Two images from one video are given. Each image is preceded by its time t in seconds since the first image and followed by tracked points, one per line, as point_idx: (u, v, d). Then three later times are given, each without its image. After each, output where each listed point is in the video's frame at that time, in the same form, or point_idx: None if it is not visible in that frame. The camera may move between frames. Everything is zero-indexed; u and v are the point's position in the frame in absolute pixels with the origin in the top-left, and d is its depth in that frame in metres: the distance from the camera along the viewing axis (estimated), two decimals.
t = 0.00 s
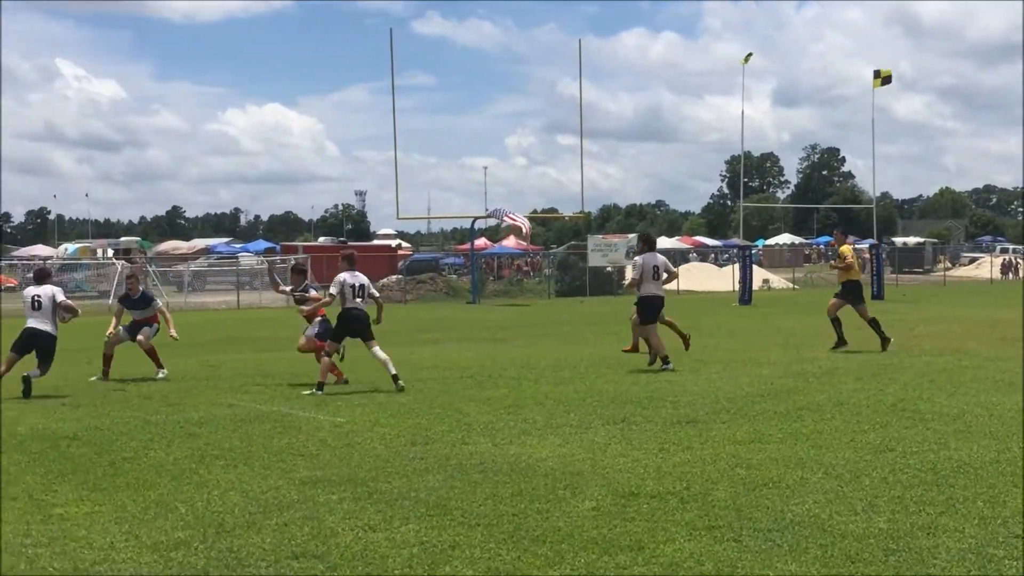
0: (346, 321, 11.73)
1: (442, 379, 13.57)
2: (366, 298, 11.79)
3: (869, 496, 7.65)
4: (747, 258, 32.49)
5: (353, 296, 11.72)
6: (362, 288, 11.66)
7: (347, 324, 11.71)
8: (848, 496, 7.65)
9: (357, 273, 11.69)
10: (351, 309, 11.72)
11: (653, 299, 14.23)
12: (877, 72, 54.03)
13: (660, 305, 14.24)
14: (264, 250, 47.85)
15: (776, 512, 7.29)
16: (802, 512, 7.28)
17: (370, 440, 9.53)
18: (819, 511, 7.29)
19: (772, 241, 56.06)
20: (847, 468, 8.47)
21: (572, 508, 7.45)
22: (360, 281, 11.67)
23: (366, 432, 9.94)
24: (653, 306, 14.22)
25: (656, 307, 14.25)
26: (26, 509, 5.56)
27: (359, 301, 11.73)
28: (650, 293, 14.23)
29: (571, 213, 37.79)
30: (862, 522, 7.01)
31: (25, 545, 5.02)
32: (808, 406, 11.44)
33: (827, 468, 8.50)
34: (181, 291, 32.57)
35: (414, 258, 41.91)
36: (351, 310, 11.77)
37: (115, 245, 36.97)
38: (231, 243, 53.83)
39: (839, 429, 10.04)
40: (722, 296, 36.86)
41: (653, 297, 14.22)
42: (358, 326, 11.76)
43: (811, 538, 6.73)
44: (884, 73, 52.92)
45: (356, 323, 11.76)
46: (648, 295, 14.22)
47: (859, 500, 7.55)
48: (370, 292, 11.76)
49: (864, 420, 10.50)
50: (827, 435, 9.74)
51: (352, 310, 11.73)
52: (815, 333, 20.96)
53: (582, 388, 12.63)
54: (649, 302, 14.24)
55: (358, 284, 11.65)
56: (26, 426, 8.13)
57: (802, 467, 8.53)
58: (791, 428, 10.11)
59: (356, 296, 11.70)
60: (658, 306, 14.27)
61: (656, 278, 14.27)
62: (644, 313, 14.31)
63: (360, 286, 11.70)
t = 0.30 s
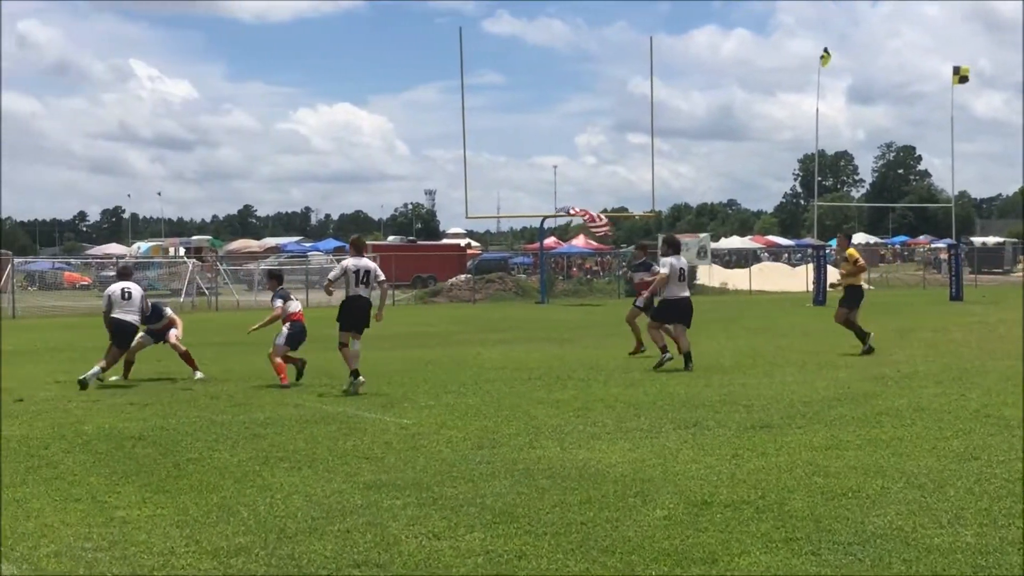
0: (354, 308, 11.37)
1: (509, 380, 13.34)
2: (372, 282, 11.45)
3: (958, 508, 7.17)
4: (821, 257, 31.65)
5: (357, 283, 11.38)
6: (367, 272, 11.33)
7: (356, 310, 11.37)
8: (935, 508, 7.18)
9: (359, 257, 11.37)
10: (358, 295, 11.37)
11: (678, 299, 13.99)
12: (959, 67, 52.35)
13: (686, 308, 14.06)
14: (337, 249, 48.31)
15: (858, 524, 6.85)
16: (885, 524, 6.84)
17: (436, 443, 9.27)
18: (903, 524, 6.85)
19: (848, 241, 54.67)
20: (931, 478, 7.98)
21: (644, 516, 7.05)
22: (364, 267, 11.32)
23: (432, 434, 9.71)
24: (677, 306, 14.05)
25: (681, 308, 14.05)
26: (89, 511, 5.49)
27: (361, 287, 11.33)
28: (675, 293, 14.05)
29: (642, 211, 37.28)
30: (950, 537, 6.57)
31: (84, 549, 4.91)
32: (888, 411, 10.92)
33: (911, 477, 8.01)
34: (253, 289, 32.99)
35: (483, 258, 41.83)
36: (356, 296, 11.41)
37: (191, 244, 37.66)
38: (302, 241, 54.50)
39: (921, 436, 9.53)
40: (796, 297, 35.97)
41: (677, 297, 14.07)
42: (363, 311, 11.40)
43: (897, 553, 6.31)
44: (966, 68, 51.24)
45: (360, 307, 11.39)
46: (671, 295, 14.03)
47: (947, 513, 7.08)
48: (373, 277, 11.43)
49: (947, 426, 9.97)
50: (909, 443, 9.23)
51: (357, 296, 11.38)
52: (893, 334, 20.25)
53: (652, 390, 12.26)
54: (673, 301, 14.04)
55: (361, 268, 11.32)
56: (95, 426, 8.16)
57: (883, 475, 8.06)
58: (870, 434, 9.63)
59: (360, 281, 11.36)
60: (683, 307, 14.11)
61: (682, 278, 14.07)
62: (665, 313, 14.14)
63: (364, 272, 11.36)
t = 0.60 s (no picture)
0: (336, 328, 11.35)
1: (551, 384, 13.17)
2: (355, 304, 11.42)
3: (1010, 521, 6.91)
4: (867, 260, 31.06)
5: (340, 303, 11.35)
6: (352, 295, 11.32)
7: (338, 330, 11.34)
8: (986, 520, 6.93)
9: (345, 280, 11.35)
10: (343, 315, 11.35)
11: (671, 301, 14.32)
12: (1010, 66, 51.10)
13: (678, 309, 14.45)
14: (379, 250, 48.53)
15: (905, 535, 6.62)
16: (933, 536, 6.61)
17: (474, 449, 9.10)
18: (952, 536, 6.61)
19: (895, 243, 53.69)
20: (981, 488, 7.72)
21: (683, 526, 6.87)
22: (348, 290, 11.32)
23: (470, 439, 9.54)
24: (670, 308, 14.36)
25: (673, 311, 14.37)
26: (123, 517, 5.48)
27: (346, 309, 11.30)
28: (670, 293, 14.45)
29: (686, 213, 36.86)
30: (1002, 552, 6.34)
31: (117, 557, 4.89)
32: (935, 417, 10.61)
33: (959, 486, 7.75)
34: (296, 290, 33.25)
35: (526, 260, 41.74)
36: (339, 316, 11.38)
37: (235, 246, 38.09)
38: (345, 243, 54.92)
39: (969, 444, 9.24)
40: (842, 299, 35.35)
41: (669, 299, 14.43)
42: (345, 331, 11.37)
43: (947, 569, 6.08)
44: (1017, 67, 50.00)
45: (342, 328, 11.37)
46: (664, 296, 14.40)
47: (997, 525, 6.84)
48: (358, 300, 11.39)
49: (997, 433, 9.66)
50: (958, 451, 8.94)
51: (340, 317, 11.35)
52: (942, 337, 19.74)
53: (694, 394, 12.07)
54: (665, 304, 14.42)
55: (346, 291, 11.32)
56: (134, 429, 8.22)
57: (931, 485, 7.80)
58: (918, 441, 9.36)
59: (344, 304, 11.31)
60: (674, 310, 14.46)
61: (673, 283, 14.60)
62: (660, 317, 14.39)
63: (348, 294, 11.34)
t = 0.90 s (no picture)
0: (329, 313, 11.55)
1: (585, 388, 13.06)
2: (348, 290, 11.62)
3: None
4: (908, 263, 30.55)
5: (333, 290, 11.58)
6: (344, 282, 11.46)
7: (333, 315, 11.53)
8: None
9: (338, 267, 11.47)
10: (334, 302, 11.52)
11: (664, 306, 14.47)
12: None
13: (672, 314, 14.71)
14: (416, 253, 48.67)
15: (946, 546, 6.41)
16: (975, 547, 6.40)
17: (506, 454, 8.79)
18: (996, 548, 6.40)
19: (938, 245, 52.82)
20: None
21: (716, 535, 6.68)
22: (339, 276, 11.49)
23: (502, 444, 9.24)
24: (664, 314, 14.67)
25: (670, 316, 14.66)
26: (149, 522, 5.48)
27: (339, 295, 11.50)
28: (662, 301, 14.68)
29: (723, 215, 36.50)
30: None
31: (141, 563, 4.87)
32: (977, 424, 10.35)
33: (1003, 495, 7.53)
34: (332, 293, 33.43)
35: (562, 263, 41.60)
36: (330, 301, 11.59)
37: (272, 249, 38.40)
38: (382, 246, 55.14)
39: (1013, 451, 8.99)
40: (883, 303, 34.78)
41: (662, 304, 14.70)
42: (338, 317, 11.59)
43: None
44: None
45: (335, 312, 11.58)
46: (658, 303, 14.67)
47: None
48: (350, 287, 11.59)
49: None
50: (1002, 459, 8.69)
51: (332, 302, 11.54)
52: (987, 341, 19.32)
53: (731, 399, 11.86)
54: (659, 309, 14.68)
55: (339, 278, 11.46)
56: (165, 433, 8.24)
57: (974, 493, 7.59)
58: (960, 448, 9.12)
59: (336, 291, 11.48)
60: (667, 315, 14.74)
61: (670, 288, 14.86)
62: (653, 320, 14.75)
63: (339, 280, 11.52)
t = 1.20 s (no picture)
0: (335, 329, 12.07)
1: (624, 393, 12.95)
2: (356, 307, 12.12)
3: None
4: (954, 267, 29.96)
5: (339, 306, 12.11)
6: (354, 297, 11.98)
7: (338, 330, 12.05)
8: None
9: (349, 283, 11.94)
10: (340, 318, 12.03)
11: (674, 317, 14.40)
12: None
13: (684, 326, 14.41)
14: (457, 257, 48.79)
15: (992, 561, 6.15)
16: None
17: (542, 461, 8.40)
18: None
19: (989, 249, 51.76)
20: None
21: (754, 546, 6.22)
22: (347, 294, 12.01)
23: (539, 451, 8.90)
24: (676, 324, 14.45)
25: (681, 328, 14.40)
26: (180, 529, 5.52)
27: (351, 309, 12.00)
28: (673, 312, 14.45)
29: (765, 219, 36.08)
30: None
31: (169, 571, 4.89)
32: None
33: None
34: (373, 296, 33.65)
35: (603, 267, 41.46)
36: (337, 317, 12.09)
37: (314, 252, 38.73)
38: (423, 249, 55.40)
39: None
40: (929, 308, 34.15)
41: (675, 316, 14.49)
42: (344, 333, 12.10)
43: None
44: None
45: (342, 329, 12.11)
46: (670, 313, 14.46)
47: None
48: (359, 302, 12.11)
49: None
50: None
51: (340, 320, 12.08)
52: None
53: (771, 406, 11.69)
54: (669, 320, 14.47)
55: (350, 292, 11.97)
56: (202, 437, 8.32)
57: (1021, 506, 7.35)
58: (1008, 458, 8.87)
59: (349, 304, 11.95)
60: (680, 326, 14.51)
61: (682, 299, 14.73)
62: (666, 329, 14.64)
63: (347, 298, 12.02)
